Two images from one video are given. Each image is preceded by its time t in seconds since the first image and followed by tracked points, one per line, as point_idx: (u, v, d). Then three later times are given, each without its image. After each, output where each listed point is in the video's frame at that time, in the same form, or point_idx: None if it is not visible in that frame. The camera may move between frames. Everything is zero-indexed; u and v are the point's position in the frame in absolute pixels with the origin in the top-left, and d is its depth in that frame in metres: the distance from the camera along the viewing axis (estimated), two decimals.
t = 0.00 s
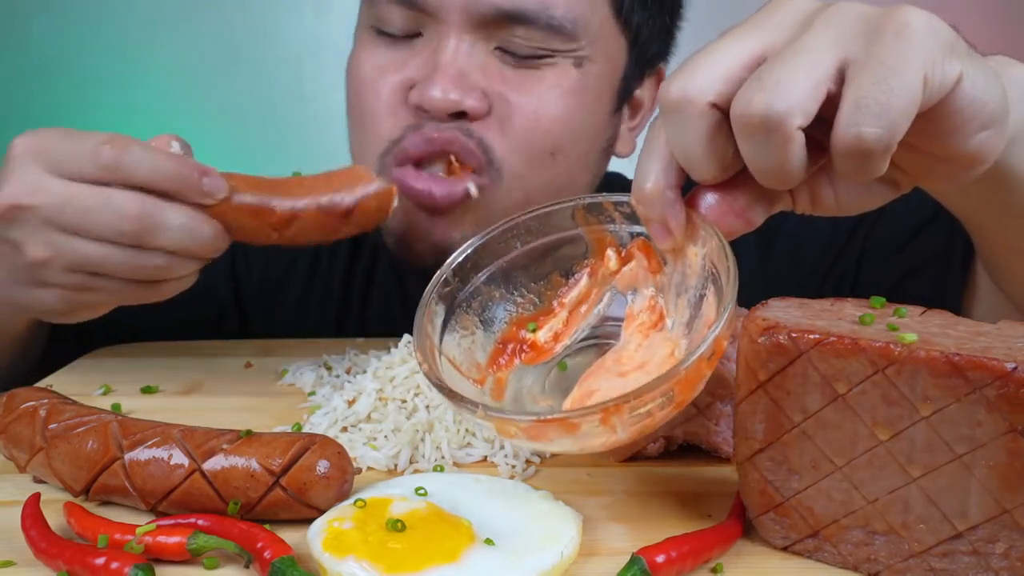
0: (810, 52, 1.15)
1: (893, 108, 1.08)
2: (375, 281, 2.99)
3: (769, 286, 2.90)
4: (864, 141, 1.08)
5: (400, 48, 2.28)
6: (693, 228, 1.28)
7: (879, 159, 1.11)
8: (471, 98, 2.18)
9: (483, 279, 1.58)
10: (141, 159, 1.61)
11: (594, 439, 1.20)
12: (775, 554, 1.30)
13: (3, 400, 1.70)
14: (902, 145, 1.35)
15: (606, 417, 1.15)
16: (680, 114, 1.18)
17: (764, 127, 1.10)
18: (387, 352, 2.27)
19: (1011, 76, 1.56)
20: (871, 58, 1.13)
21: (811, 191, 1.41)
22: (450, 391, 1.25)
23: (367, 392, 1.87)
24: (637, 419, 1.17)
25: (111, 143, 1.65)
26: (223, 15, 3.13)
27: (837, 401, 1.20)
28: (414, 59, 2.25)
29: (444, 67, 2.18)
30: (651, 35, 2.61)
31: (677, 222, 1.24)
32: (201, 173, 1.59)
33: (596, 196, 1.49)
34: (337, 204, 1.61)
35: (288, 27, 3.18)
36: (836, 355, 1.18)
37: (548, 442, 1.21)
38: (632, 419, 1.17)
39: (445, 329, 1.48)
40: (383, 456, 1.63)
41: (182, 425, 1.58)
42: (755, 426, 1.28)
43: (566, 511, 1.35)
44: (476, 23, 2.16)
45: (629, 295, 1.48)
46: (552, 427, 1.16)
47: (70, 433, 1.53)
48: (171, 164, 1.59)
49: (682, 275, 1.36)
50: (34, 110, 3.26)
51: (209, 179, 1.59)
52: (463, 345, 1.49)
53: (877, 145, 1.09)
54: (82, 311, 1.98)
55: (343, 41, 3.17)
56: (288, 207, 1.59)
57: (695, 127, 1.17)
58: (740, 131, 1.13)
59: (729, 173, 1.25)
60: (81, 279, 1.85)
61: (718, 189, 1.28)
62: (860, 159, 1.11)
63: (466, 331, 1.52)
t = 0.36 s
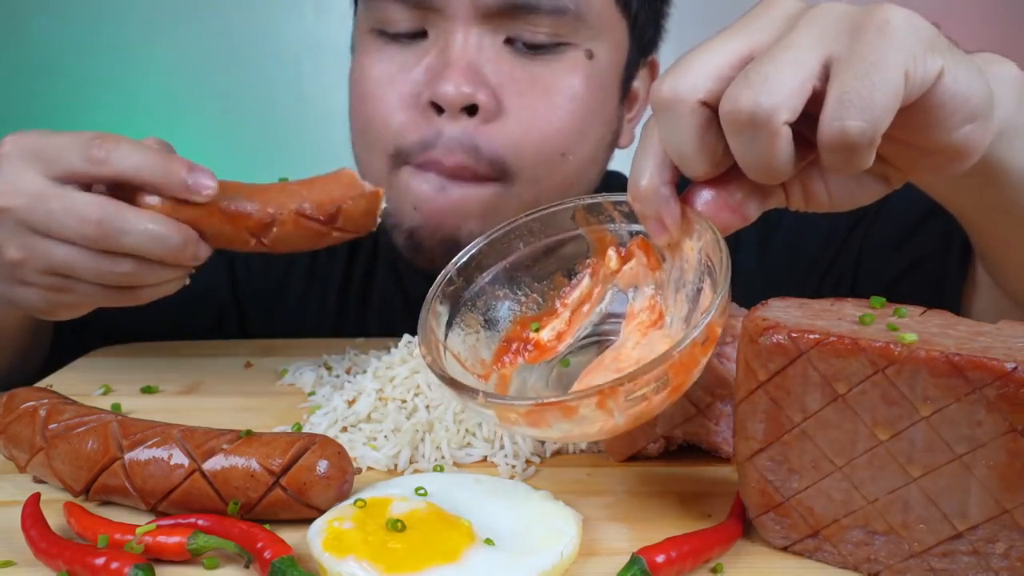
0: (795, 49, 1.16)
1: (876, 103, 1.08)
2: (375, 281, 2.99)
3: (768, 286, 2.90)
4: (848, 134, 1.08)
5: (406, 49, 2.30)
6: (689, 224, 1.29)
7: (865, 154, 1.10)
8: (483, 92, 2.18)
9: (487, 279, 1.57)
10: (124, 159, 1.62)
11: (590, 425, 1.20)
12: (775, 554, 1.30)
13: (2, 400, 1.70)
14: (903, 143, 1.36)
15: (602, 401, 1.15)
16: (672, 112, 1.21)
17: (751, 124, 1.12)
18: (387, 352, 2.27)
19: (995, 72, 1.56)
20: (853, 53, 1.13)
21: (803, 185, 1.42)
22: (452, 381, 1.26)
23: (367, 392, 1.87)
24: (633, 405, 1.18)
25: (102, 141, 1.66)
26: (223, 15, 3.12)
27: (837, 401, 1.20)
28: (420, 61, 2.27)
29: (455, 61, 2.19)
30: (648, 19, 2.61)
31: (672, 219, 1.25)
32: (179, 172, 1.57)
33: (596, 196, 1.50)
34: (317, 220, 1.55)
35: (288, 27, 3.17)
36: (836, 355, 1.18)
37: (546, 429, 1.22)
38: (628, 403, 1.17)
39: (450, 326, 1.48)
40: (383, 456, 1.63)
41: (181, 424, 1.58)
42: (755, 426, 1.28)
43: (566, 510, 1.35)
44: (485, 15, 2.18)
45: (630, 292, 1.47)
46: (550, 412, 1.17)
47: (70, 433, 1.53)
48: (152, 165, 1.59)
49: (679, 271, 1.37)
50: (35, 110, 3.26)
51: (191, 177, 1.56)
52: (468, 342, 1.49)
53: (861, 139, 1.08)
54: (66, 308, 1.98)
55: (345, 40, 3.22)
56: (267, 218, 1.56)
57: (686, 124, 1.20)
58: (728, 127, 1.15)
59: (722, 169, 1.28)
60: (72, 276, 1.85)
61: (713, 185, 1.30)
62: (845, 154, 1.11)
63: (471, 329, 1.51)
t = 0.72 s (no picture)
0: (762, 58, 1.22)
1: (841, 105, 1.12)
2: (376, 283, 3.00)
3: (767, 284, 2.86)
4: (815, 136, 1.12)
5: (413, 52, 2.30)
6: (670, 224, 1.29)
7: (833, 155, 1.15)
8: (498, 92, 2.22)
9: (487, 294, 1.57)
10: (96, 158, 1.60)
11: (565, 416, 1.21)
12: (775, 554, 1.30)
13: (3, 400, 1.70)
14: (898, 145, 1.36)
15: (574, 383, 1.15)
16: (646, 120, 1.27)
17: (720, 127, 1.18)
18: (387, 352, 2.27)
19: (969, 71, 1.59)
20: (817, 60, 1.19)
21: (788, 189, 1.41)
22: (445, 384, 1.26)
23: (367, 393, 1.87)
24: (610, 391, 1.18)
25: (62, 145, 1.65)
26: (223, 15, 3.13)
27: (837, 401, 1.20)
28: (431, 64, 2.28)
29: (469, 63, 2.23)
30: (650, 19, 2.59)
31: (651, 222, 1.27)
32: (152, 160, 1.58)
33: (587, 209, 1.52)
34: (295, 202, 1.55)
35: (289, 27, 3.17)
36: (836, 355, 1.18)
37: (527, 417, 1.22)
38: (602, 388, 1.17)
39: (448, 335, 1.48)
40: (383, 456, 1.63)
41: (182, 425, 1.58)
42: (755, 426, 1.28)
43: (565, 510, 1.35)
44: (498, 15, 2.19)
45: (625, 301, 1.38)
46: (526, 395, 1.17)
47: (70, 433, 1.52)
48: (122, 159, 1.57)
49: (671, 274, 1.29)
50: (34, 110, 3.26)
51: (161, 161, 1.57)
52: (465, 352, 1.47)
53: (829, 140, 1.12)
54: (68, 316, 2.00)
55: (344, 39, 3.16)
56: (245, 198, 1.55)
57: (661, 132, 1.26)
58: (700, 133, 1.21)
59: (700, 174, 1.33)
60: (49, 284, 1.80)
61: (700, 188, 1.34)
62: (815, 154, 1.15)
63: (470, 339, 1.50)
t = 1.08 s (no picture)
0: (736, 47, 1.24)
1: (815, 88, 1.13)
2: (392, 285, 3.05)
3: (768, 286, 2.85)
4: (790, 119, 1.14)
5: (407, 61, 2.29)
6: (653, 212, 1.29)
7: (810, 138, 1.16)
8: (490, 94, 2.20)
9: (480, 286, 1.57)
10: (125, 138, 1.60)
11: (539, 396, 1.20)
12: (776, 554, 1.30)
13: (2, 400, 1.70)
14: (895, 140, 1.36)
15: (541, 360, 1.15)
16: (624, 112, 1.31)
17: (696, 115, 1.20)
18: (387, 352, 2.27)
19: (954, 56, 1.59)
20: (789, 46, 1.20)
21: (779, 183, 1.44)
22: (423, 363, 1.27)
23: (367, 393, 1.88)
24: (578, 370, 1.16)
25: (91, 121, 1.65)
26: (224, 15, 3.12)
27: (837, 401, 1.20)
28: (422, 70, 2.28)
29: (459, 67, 2.21)
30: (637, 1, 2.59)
31: (634, 212, 1.27)
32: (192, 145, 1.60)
33: (581, 202, 1.50)
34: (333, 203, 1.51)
35: (289, 27, 3.17)
36: (836, 355, 1.18)
37: (501, 395, 1.21)
38: (572, 367, 1.16)
39: (438, 327, 1.49)
40: (383, 456, 1.63)
41: (182, 424, 1.58)
42: (755, 426, 1.28)
43: (565, 510, 1.35)
44: (481, 16, 2.17)
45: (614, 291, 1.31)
46: (496, 373, 1.17)
47: (70, 433, 1.53)
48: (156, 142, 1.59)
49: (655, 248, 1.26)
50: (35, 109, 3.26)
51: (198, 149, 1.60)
52: (456, 342, 1.48)
53: (803, 124, 1.13)
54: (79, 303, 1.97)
55: (341, 37, 3.12)
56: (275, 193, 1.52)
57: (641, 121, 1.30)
58: (678, 121, 1.23)
59: (680, 164, 1.36)
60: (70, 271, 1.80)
61: (684, 177, 1.36)
62: (792, 138, 1.16)
63: (461, 331, 1.50)
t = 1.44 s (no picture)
0: (703, 56, 1.24)
1: (779, 91, 1.13)
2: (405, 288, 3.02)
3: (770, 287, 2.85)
4: (756, 122, 1.13)
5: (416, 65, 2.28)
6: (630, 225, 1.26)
7: (779, 140, 1.15)
8: (509, 104, 2.19)
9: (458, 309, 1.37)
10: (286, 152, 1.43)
11: (502, 397, 1.15)
12: (776, 554, 1.30)
13: (3, 400, 1.70)
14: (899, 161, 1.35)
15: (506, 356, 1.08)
16: (598, 124, 1.31)
17: (663, 122, 1.20)
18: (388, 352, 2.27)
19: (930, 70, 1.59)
20: (755, 53, 1.20)
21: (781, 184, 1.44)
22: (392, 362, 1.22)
23: (367, 393, 1.88)
24: (542, 369, 1.11)
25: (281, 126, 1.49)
26: (224, 15, 3.12)
27: (837, 401, 1.19)
28: (439, 77, 2.25)
29: (477, 79, 2.19)
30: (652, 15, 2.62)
31: (614, 224, 1.27)
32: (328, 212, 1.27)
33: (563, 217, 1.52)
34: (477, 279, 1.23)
35: (289, 27, 3.20)
36: (836, 355, 1.18)
37: (469, 391, 1.15)
38: (536, 365, 1.10)
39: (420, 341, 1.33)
40: (383, 456, 1.63)
41: (182, 424, 1.58)
42: (755, 426, 1.28)
43: (565, 510, 1.35)
44: (500, 28, 2.17)
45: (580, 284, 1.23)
46: (461, 368, 1.11)
47: (70, 433, 1.53)
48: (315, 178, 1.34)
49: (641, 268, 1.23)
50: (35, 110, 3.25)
51: (326, 224, 1.26)
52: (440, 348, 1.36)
53: (770, 125, 1.13)
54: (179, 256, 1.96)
55: (346, 40, 3.22)
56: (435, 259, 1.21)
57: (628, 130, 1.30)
58: (649, 128, 1.23)
59: (659, 173, 1.35)
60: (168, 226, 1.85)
61: (664, 185, 1.33)
62: (759, 141, 1.16)
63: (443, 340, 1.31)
